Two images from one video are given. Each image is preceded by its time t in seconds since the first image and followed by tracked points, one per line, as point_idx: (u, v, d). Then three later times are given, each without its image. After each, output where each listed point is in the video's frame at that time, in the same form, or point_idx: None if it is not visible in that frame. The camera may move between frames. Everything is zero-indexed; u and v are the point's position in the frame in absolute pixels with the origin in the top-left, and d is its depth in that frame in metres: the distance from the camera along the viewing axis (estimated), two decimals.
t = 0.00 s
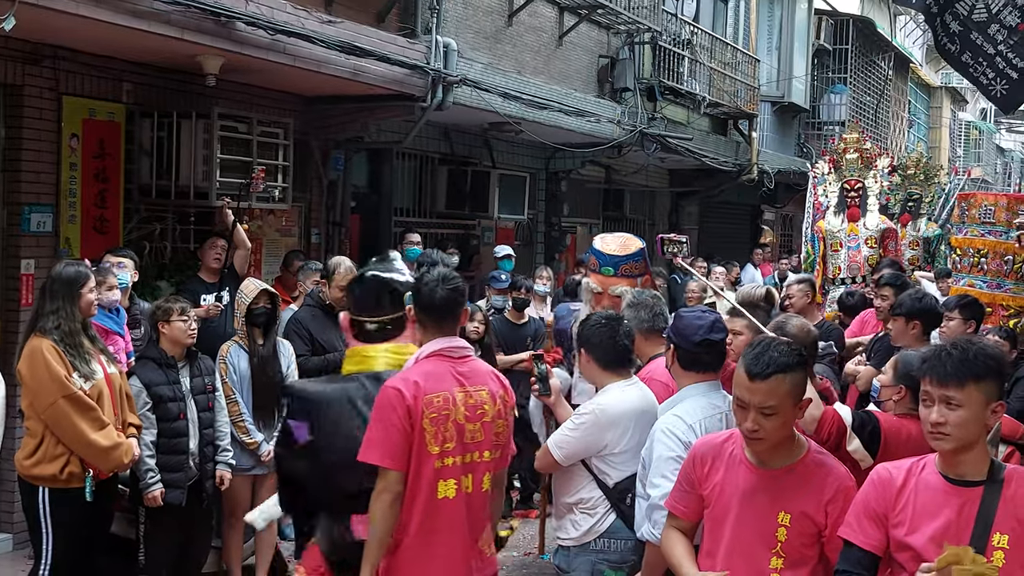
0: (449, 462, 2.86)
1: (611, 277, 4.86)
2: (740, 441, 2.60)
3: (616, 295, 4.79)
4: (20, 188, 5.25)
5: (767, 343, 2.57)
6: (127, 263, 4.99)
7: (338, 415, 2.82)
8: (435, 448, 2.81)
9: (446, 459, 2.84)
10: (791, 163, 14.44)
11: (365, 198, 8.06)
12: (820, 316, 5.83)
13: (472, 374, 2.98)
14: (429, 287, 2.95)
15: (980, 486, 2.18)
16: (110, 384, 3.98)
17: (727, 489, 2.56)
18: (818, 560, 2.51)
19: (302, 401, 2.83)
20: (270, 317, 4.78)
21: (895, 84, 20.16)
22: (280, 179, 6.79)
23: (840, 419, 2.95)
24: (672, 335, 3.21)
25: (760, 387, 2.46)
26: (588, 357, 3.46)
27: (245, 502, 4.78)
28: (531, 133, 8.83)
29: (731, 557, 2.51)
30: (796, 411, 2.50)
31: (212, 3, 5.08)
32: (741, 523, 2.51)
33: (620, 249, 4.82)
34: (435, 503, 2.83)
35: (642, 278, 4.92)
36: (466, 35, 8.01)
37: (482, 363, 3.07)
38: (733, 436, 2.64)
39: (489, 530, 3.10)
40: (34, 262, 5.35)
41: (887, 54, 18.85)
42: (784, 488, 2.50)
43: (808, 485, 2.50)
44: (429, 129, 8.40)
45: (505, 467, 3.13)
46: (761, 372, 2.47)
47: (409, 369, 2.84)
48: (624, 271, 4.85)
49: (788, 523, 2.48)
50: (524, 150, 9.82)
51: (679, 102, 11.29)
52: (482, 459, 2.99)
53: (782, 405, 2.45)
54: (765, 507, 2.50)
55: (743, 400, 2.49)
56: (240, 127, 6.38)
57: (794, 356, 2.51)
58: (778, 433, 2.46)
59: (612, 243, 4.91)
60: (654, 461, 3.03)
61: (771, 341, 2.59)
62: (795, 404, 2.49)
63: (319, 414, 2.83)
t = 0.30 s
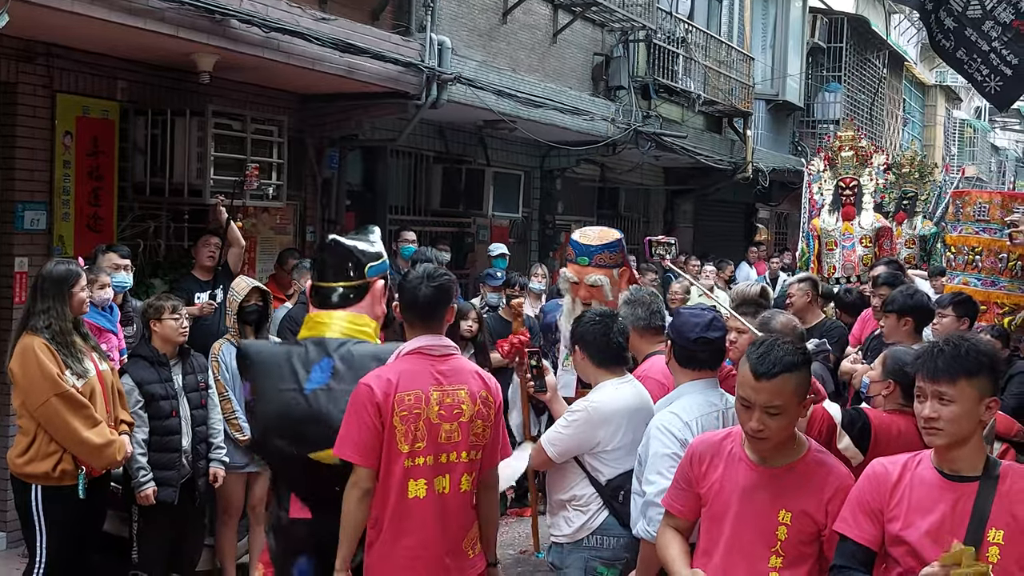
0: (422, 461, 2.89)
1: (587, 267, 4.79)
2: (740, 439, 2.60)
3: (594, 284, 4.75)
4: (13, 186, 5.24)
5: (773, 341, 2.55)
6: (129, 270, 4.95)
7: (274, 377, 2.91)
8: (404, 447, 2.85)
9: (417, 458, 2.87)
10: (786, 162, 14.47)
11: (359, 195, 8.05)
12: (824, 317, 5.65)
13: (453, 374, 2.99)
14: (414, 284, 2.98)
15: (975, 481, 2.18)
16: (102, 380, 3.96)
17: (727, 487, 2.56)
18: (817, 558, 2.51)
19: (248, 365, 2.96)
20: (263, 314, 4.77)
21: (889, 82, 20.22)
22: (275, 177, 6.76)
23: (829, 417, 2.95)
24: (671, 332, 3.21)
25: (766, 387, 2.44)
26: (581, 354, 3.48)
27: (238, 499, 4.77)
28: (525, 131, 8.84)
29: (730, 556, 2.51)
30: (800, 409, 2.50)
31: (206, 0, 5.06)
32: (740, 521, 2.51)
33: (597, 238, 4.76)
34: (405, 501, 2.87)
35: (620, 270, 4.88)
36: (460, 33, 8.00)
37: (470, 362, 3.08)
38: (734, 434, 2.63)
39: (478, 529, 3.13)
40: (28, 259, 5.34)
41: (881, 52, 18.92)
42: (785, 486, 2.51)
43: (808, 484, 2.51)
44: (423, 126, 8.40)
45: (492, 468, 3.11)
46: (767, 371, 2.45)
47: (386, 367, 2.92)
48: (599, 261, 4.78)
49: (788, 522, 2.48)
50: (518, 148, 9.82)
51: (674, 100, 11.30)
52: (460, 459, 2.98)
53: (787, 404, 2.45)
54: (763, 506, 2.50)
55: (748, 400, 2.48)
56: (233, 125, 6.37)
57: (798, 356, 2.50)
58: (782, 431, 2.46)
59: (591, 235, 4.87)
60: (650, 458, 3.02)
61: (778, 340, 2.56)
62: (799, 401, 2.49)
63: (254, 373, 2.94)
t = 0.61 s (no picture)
0: (406, 456, 2.87)
1: (566, 268, 4.79)
2: (737, 438, 2.56)
3: (573, 285, 4.68)
4: (11, 183, 5.24)
5: (776, 340, 2.48)
6: (117, 255, 4.92)
7: (264, 359, 2.95)
8: (387, 441, 2.85)
9: (401, 452, 2.86)
10: (781, 159, 14.52)
11: (357, 192, 8.02)
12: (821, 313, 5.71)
13: (443, 369, 2.95)
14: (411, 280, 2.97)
15: (972, 475, 2.16)
16: (100, 376, 3.92)
17: (726, 486, 2.52)
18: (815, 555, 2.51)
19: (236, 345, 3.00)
20: (257, 309, 4.73)
21: (886, 80, 20.35)
22: (271, 174, 6.71)
23: (822, 416, 2.85)
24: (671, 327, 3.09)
25: (771, 388, 2.38)
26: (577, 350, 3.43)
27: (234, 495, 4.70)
28: (523, 128, 8.84)
29: (728, 555, 2.49)
30: (803, 409, 2.45)
31: None
32: (741, 521, 2.49)
33: (575, 239, 4.76)
34: (389, 496, 2.86)
35: (600, 270, 4.88)
36: (458, 30, 7.99)
37: (461, 357, 3.02)
38: (730, 431, 2.59)
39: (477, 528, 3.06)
40: (25, 256, 5.34)
41: (879, 49, 19.05)
42: (784, 484, 2.48)
43: (808, 482, 2.49)
44: (421, 123, 8.38)
45: (485, 466, 3.02)
46: (773, 373, 2.38)
47: (375, 361, 2.93)
48: (578, 262, 4.79)
49: (789, 521, 2.46)
50: (517, 145, 9.83)
51: (671, 97, 11.32)
52: (447, 456, 2.93)
53: (792, 405, 2.39)
54: (763, 504, 2.48)
55: (751, 400, 2.42)
56: (231, 122, 6.31)
57: (804, 355, 2.45)
58: (785, 432, 2.42)
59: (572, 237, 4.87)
60: (650, 454, 2.94)
61: (781, 339, 2.49)
62: (803, 401, 2.44)
63: (243, 354, 2.98)
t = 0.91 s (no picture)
0: (396, 451, 2.85)
1: (562, 270, 4.74)
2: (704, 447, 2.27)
3: (569, 287, 4.68)
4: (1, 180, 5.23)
5: (740, 353, 2.22)
6: (100, 251, 4.85)
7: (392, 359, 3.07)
8: (376, 436, 2.84)
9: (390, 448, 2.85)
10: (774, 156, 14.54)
11: (349, 189, 8.03)
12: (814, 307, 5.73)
13: (434, 365, 2.94)
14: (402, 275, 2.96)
15: (962, 471, 2.15)
16: (91, 373, 3.89)
17: (702, 505, 2.24)
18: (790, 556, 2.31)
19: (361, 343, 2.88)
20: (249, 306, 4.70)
21: (878, 78, 20.40)
22: (262, 171, 6.69)
23: (810, 414, 2.80)
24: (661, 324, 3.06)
25: (740, 404, 2.13)
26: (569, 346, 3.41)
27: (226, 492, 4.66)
28: (516, 125, 8.83)
29: None
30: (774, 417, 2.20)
31: None
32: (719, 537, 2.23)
33: (572, 241, 4.70)
34: (378, 490, 2.85)
35: (598, 270, 4.81)
36: (451, 26, 7.97)
37: (454, 353, 3.01)
38: (694, 440, 2.30)
39: (468, 522, 3.05)
40: (15, 253, 5.34)
41: (871, 47, 19.11)
42: (758, 491, 2.24)
43: (781, 485, 2.26)
44: (414, 120, 8.36)
45: (477, 461, 3.01)
46: (740, 387, 2.12)
47: (367, 356, 2.94)
48: (575, 264, 4.73)
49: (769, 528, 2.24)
50: (510, 143, 9.83)
51: (664, 94, 11.32)
52: (437, 452, 2.91)
53: (762, 419, 2.14)
54: (740, 515, 2.23)
55: (718, 416, 2.16)
56: (222, 118, 6.28)
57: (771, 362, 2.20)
58: (756, 444, 2.17)
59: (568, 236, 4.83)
60: (641, 450, 2.96)
61: (748, 351, 2.24)
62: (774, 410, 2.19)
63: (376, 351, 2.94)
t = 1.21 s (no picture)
0: (395, 451, 2.87)
1: (568, 276, 4.76)
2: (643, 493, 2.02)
3: (575, 293, 4.67)
4: None
5: (661, 403, 1.98)
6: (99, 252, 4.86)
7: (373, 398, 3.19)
8: (376, 435, 2.86)
9: (390, 447, 2.86)
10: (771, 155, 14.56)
11: (345, 188, 8.06)
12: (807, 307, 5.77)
13: (433, 364, 2.95)
14: (402, 275, 2.97)
15: (957, 471, 2.16)
16: (89, 372, 3.90)
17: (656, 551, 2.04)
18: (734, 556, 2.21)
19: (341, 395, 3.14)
20: (244, 306, 4.70)
21: (875, 76, 20.43)
22: (259, 170, 6.70)
23: (807, 412, 2.89)
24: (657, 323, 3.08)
25: (670, 462, 1.92)
26: (565, 345, 3.41)
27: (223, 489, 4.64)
28: (512, 124, 8.84)
29: None
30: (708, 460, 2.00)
31: None
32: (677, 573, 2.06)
33: (577, 247, 4.72)
34: (378, 489, 2.86)
35: (603, 275, 4.79)
36: (448, 26, 7.98)
37: (453, 353, 3.02)
38: (629, 484, 2.04)
39: (466, 521, 3.05)
40: (13, 252, 5.39)
41: (867, 46, 19.14)
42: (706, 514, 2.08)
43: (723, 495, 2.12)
44: (410, 119, 8.37)
45: (475, 461, 3.01)
46: (673, 447, 1.90)
47: (367, 355, 2.95)
48: (580, 270, 4.75)
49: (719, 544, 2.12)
50: (506, 142, 9.86)
51: (660, 93, 11.35)
52: (436, 451, 2.92)
53: (696, 471, 1.94)
54: (693, 548, 2.06)
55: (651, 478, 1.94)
56: (220, 118, 6.29)
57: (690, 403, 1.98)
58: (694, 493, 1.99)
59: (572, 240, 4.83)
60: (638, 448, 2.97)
61: (677, 396, 2.00)
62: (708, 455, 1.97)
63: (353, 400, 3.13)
